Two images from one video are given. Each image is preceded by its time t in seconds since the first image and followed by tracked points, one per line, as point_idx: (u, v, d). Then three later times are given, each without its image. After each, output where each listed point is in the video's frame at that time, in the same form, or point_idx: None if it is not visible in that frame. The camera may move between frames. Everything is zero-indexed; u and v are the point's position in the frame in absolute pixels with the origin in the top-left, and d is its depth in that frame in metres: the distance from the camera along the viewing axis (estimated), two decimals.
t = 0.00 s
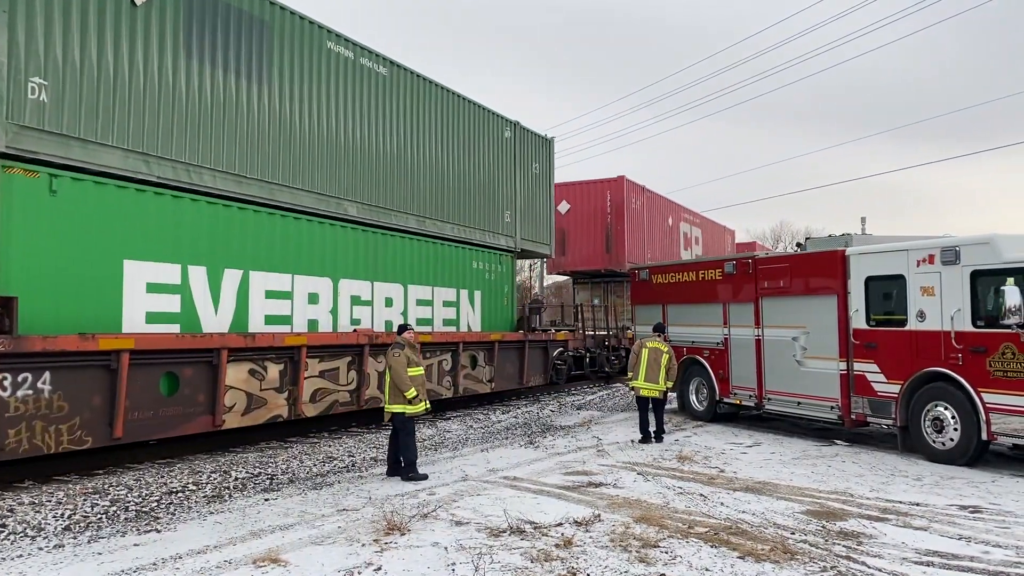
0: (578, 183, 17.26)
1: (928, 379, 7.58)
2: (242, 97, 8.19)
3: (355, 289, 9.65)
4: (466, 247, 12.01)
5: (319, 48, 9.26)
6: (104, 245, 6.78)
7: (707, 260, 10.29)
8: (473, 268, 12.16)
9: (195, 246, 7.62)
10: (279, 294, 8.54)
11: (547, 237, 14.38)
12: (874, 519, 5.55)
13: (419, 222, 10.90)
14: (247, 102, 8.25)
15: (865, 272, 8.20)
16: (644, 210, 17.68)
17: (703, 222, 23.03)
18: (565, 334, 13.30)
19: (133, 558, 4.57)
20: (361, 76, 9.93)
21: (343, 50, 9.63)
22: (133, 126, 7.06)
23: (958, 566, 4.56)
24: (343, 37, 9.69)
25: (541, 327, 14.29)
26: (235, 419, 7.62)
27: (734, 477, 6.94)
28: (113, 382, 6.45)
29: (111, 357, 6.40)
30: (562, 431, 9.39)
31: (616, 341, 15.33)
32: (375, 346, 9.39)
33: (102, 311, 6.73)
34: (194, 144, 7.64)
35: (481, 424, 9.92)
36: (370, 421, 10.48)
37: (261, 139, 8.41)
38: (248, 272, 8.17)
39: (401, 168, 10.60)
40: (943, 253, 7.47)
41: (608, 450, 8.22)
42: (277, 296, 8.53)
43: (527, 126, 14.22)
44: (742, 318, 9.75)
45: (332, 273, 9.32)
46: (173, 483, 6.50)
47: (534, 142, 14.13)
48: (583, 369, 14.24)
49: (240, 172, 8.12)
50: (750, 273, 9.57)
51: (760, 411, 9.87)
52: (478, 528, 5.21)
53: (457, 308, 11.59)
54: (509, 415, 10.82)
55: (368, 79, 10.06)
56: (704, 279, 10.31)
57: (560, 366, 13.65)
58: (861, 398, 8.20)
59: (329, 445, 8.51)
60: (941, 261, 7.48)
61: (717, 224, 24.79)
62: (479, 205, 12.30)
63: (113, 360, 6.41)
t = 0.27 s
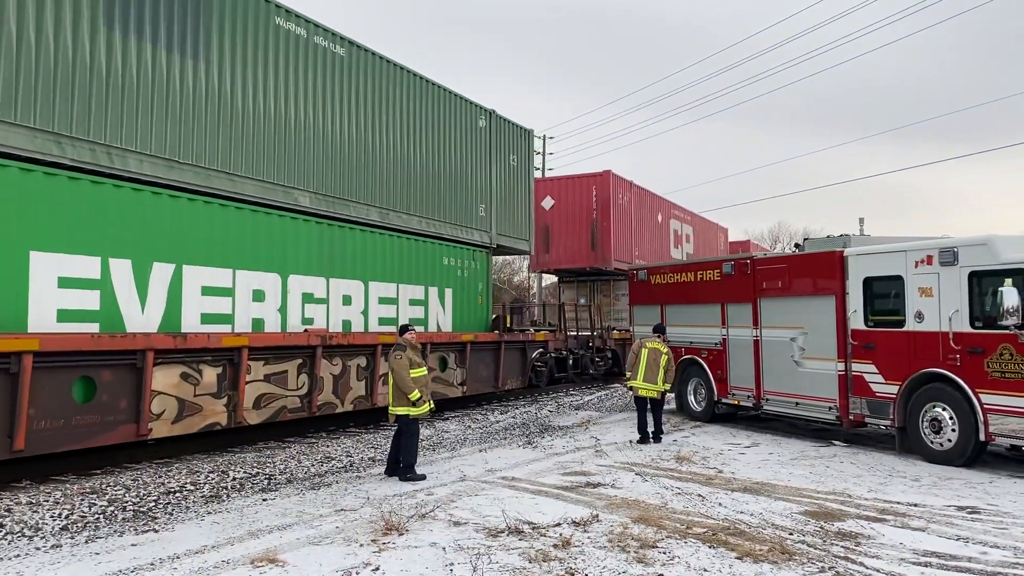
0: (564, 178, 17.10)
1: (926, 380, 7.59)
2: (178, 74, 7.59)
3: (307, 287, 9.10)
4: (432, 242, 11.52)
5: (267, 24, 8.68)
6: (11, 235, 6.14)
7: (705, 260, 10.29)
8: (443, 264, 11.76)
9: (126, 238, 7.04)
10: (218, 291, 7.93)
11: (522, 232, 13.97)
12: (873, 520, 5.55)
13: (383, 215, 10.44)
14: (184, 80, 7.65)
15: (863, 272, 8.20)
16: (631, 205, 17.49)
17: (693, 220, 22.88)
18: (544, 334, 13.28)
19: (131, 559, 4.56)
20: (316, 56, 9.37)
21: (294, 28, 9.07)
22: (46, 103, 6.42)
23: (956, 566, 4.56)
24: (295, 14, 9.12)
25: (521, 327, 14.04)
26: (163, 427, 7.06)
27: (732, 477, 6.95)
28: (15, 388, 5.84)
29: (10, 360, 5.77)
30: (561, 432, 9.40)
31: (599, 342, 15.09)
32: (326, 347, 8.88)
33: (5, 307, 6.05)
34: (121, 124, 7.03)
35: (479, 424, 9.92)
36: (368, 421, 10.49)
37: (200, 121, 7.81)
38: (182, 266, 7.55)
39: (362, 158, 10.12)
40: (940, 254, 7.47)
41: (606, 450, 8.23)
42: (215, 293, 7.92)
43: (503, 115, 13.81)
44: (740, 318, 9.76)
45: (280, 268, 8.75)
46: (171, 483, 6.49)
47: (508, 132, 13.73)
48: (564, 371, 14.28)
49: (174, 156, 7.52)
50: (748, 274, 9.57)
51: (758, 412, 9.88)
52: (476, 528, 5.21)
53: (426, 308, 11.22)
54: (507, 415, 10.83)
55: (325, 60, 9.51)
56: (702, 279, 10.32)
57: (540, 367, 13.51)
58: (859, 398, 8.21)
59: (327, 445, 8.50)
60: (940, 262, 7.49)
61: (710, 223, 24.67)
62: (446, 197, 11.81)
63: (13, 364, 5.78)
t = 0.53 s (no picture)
0: (550, 173, 16.99)
1: (925, 381, 7.60)
2: (108, 50, 6.97)
3: (256, 283, 8.48)
4: (400, 236, 10.95)
5: None
6: None
7: (704, 261, 10.30)
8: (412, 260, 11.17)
9: (36, 228, 6.36)
10: (150, 286, 7.27)
11: (496, 227, 13.46)
12: (871, 520, 5.55)
13: (342, 206, 9.78)
14: (115, 56, 7.04)
15: (862, 272, 8.21)
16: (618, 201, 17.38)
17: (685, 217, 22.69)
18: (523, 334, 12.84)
19: (130, 558, 4.56)
20: (268, 35, 8.78)
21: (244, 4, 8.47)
22: None
23: (955, 566, 4.56)
24: None
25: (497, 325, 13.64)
26: (83, 437, 6.41)
27: (730, 477, 6.95)
28: None
29: None
30: (559, 432, 9.40)
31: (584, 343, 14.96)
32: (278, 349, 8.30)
33: None
34: (39, 102, 6.41)
35: (478, 424, 9.91)
36: (366, 421, 10.49)
37: (132, 101, 7.19)
38: (108, 259, 6.90)
39: (322, 146, 9.52)
40: (939, 255, 7.48)
41: (605, 450, 8.23)
42: (147, 289, 7.25)
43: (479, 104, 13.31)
44: (739, 318, 9.76)
45: (226, 263, 8.12)
46: (170, 483, 6.48)
47: (484, 122, 13.24)
48: (545, 372, 13.97)
49: (104, 140, 6.91)
50: (747, 274, 9.58)
51: (756, 412, 9.89)
52: (475, 528, 5.21)
53: (393, 306, 10.62)
54: (505, 415, 10.82)
55: (279, 39, 8.93)
56: (701, 279, 10.32)
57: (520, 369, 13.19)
58: (858, 398, 8.21)
59: (325, 444, 8.49)
60: (938, 263, 7.49)
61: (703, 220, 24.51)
62: (417, 189, 11.29)
63: None
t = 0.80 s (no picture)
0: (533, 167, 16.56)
1: (925, 381, 7.60)
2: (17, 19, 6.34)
3: (192, 279, 7.85)
4: (361, 229, 10.33)
5: None
6: None
7: (704, 261, 10.30)
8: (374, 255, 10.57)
9: None
10: (64, 281, 6.67)
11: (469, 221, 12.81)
12: (870, 520, 5.55)
13: (295, 195, 9.16)
14: (26, 26, 6.41)
15: (861, 273, 8.21)
16: (604, 197, 16.94)
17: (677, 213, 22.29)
18: (500, 334, 12.44)
19: (129, 558, 4.55)
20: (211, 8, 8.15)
21: None
22: None
23: (954, 567, 4.56)
24: None
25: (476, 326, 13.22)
26: None
27: (730, 477, 6.95)
28: None
29: None
30: (559, 432, 9.39)
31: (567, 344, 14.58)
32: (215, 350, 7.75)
33: None
34: None
35: (477, 424, 9.90)
36: (365, 421, 10.48)
37: (47, 77, 6.56)
38: (13, 250, 6.32)
39: (270, 130, 8.87)
40: (938, 255, 7.48)
41: (604, 450, 8.23)
42: (60, 284, 6.65)
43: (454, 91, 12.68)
44: (738, 318, 9.76)
45: (157, 256, 7.52)
46: (169, 482, 6.47)
47: (457, 110, 12.60)
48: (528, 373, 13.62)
49: (13, 118, 6.29)
50: (746, 274, 9.58)
51: (756, 412, 9.89)
52: (474, 528, 5.21)
53: (352, 304, 10.03)
54: (503, 415, 10.79)
55: (225, 13, 8.31)
56: (700, 280, 10.32)
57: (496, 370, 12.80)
58: (858, 399, 8.21)
59: (324, 444, 8.48)
60: (938, 263, 7.49)
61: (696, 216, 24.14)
62: (382, 179, 10.69)
63: None
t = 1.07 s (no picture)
0: (516, 160, 15.90)
1: (924, 381, 7.60)
2: None
3: (111, 272, 7.02)
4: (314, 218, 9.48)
5: None
6: None
7: (704, 260, 10.29)
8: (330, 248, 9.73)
9: None
10: None
11: (438, 212, 12.00)
12: (870, 520, 5.55)
13: (234, 182, 8.33)
14: None
15: (861, 272, 8.21)
16: (589, 192, 16.31)
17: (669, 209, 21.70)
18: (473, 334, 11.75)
19: (128, 557, 4.55)
20: None
21: None
22: None
23: (954, 566, 4.56)
24: None
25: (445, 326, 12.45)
26: None
27: (730, 477, 6.94)
28: None
29: None
30: (558, 431, 9.37)
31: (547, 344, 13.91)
32: (137, 351, 6.96)
33: None
34: None
35: (476, 424, 9.89)
36: (364, 421, 10.46)
37: None
38: None
39: (206, 109, 8.01)
40: (938, 255, 7.48)
41: (604, 450, 8.22)
42: None
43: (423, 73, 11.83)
44: (738, 318, 9.75)
45: (71, 247, 6.70)
46: (168, 482, 6.47)
47: (427, 92, 11.73)
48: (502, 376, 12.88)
49: None
50: (746, 274, 9.57)
51: (756, 412, 9.89)
52: (474, 527, 5.20)
53: (303, 301, 9.17)
54: (503, 415, 10.77)
55: None
56: (700, 279, 10.31)
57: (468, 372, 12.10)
58: (857, 399, 8.21)
59: (323, 444, 8.47)
60: (938, 263, 7.49)
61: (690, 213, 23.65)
62: (338, 165, 9.85)
63: None
